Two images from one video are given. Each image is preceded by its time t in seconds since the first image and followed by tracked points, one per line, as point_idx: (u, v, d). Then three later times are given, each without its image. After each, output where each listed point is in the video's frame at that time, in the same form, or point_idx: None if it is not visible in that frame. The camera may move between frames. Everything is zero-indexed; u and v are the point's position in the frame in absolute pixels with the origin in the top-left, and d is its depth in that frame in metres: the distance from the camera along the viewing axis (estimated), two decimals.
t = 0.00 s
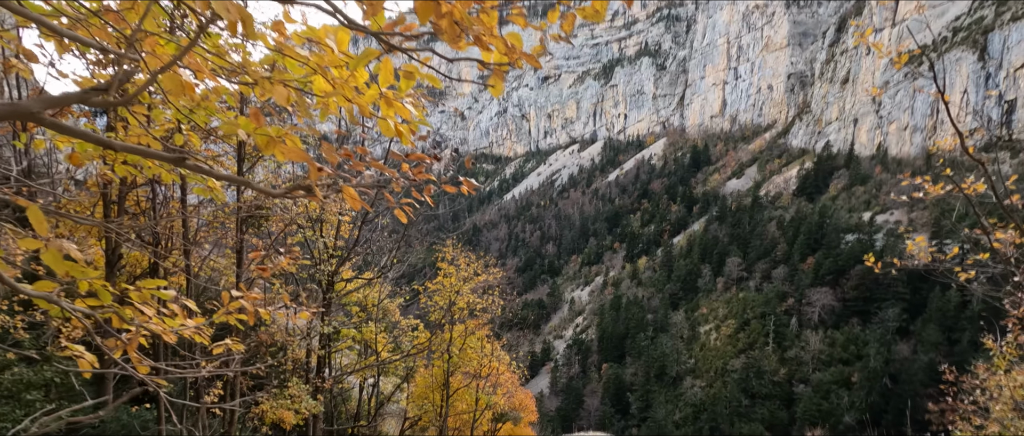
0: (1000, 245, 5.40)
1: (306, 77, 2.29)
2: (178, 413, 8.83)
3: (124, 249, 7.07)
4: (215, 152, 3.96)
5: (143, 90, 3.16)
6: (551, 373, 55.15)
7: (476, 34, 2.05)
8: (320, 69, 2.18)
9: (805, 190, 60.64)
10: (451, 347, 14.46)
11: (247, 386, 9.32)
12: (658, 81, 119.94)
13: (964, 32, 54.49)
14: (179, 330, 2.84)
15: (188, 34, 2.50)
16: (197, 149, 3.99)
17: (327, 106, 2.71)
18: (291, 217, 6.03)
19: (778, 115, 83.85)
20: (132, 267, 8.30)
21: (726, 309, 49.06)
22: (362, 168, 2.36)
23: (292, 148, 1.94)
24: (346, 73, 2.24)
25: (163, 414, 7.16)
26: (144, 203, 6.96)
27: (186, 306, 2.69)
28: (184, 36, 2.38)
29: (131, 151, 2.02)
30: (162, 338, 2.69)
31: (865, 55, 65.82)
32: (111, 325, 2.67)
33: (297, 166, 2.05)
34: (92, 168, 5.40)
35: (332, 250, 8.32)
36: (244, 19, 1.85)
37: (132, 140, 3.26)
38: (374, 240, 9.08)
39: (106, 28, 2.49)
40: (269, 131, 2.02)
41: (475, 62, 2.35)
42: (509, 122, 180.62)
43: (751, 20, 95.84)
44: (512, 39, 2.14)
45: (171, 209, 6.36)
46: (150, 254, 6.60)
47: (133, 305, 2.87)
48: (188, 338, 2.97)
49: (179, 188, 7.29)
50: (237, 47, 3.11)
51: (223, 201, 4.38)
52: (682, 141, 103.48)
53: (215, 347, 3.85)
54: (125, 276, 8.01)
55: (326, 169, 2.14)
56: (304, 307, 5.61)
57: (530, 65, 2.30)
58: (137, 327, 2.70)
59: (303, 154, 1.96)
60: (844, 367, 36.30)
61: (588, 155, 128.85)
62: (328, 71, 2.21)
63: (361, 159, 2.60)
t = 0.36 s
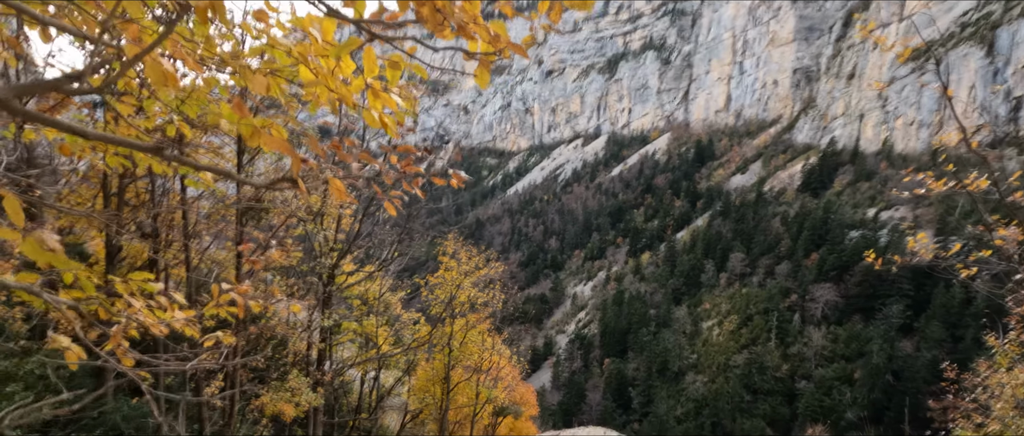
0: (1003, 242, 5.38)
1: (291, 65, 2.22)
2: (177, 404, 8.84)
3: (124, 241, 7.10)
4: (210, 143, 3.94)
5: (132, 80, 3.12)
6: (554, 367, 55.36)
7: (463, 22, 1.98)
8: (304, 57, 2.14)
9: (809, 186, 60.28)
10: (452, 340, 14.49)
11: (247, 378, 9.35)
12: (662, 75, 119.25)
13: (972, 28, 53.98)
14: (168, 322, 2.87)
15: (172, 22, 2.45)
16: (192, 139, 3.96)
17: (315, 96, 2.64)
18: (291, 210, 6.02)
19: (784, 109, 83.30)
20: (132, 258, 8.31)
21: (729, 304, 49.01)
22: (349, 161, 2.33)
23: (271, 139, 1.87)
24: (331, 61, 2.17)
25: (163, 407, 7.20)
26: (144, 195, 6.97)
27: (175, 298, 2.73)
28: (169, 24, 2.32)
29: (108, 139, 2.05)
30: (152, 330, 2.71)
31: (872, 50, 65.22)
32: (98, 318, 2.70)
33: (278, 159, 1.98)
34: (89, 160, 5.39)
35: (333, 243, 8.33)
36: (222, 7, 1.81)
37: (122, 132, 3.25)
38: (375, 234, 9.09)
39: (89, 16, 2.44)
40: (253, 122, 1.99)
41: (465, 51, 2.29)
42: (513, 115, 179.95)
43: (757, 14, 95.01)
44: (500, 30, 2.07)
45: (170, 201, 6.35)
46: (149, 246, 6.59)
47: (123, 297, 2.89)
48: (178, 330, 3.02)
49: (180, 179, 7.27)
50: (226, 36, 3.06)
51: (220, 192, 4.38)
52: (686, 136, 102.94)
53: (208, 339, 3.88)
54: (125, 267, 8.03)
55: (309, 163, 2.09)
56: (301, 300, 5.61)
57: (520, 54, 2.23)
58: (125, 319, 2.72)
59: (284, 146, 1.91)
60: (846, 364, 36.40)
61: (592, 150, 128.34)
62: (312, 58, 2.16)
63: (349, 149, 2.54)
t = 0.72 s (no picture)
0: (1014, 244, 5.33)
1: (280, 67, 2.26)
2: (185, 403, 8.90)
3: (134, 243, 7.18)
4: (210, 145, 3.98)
5: (128, 80, 3.16)
6: (562, 369, 55.40)
7: (445, 23, 2.02)
8: (291, 61, 2.16)
9: (820, 187, 59.62)
10: (459, 342, 14.52)
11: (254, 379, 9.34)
12: (672, 76, 118.57)
13: (986, 26, 53.04)
14: (164, 325, 2.88)
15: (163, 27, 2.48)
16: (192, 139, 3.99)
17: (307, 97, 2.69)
18: (297, 212, 6.05)
19: (794, 110, 82.43)
20: (140, 261, 8.37)
21: (739, 306, 48.60)
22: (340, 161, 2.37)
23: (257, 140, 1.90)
24: (320, 63, 2.23)
25: (170, 406, 7.21)
26: (153, 196, 7.05)
27: (169, 300, 2.72)
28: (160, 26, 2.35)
29: (92, 143, 2.02)
30: (147, 331, 2.72)
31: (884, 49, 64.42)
32: (93, 320, 2.70)
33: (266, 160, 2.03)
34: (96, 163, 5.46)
35: (339, 244, 8.37)
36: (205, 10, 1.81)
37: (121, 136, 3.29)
38: (382, 235, 9.11)
39: (85, 22, 2.48)
40: (241, 125, 2.01)
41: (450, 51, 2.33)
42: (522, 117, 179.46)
43: (767, 15, 94.30)
44: (483, 29, 2.11)
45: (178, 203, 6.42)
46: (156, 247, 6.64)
47: (117, 299, 2.89)
48: (174, 332, 3.02)
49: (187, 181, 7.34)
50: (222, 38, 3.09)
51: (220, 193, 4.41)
52: (696, 137, 102.22)
53: (208, 341, 3.88)
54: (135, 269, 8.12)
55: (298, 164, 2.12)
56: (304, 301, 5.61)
57: (504, 55, 2.27)
58: (121, 319, 2.74)
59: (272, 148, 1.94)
60: (858, 367, 36.10)
61: (601, 151, 127.76)
62: (299, 60, 2.19)
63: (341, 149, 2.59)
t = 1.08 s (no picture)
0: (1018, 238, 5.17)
1: (259, 67, 2.23)
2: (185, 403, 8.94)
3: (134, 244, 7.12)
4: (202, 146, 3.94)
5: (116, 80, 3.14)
6: (565, 368, 55.50)
7: (421, 24, 1.97)
8: (268, 61, 2.14)
9: (823, 186, 59.32)
10: (459, 342, 14.53)
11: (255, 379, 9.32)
12: (673, 75, 118.25)
13: (989, 23, 52.61)
14: (153, 324, 2.85)
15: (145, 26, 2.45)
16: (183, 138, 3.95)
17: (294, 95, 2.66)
18: (295, 212, 6.01)
19: (796, 108, 82.12)
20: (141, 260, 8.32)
21: (741, 305, 48.50)
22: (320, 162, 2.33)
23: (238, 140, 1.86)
24: (299, 64, 2.19)
25: (169, 408, 7.22)
26: (152, 197, 7.00)
27: (157, 300, 2.71)
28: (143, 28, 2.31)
29: (67, 143, 2.00)
30: (136, 331, 2.71)
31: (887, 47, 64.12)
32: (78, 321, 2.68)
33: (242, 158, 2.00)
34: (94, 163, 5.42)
35: (338, 245, 8.35)
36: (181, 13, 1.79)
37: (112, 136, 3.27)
38: (381, 235, 9.09)
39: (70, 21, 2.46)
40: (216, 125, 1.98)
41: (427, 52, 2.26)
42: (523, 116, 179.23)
43: (769, 13, 93.93)
44: (459, 25, 2.02)
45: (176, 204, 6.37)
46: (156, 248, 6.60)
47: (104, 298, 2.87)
48: (164, 332, 3.01)
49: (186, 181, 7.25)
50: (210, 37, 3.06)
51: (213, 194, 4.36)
52: (698, 136, 101.91)
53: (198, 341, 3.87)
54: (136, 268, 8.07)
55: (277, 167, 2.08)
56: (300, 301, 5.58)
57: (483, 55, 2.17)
58: (108, 319, 2.73)
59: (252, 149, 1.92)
60: (861, 365, 36.19)
61: (602, 150, 127.42)
62: (277, 59, 2.15)
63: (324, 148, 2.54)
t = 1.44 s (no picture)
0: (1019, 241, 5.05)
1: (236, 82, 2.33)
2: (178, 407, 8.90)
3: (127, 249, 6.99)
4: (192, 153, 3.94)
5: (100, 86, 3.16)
6: (562, 372, 55.54)
7: (387, 38, 2.04)
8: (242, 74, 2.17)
9: (820, 190, 59.38)
10: (455, 346, 14.61)
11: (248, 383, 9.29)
12: (671, 80, 118.79)
13: (985, 29, 52.98)
14: (135, 329, 2.87)
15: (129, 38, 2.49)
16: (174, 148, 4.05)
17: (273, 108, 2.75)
18: (289, 217, 6.05)
19: (794, 113, 82.49)
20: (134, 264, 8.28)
21: (739, 309, 48.54)
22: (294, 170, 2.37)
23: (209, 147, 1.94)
24: (275, 78, 2.26)
25: (160, 411, 7.04)
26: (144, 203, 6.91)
27: (141, 303, 2.75)
28: (121, 40, 2.37)
29: (43, 154, 2.02)
30: (118, 334, 2.74)
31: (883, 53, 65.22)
32: (62, 322, 2.73)
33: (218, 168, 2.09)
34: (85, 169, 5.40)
35: (334, 249, 8.37)
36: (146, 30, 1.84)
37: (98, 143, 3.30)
38: (377, 239, 9.11)
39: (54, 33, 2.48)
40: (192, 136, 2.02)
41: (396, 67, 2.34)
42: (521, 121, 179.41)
43: (766, 18, 94.47)
44: (422, 40, 2.11)
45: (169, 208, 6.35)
46: (149, 252, 6.56)
47: (85, 303, 2.89)
48: (147, 335, 3.03)
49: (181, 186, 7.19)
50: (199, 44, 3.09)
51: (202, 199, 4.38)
52: (696, 140, 102.11)
53: (184, 344, 3.91)
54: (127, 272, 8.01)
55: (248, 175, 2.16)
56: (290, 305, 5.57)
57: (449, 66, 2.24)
58: (92, 323, 2.77)
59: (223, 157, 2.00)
60: (859, 370, 36.12)
61: (601, 154, 127.56)
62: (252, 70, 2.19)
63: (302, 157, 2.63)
